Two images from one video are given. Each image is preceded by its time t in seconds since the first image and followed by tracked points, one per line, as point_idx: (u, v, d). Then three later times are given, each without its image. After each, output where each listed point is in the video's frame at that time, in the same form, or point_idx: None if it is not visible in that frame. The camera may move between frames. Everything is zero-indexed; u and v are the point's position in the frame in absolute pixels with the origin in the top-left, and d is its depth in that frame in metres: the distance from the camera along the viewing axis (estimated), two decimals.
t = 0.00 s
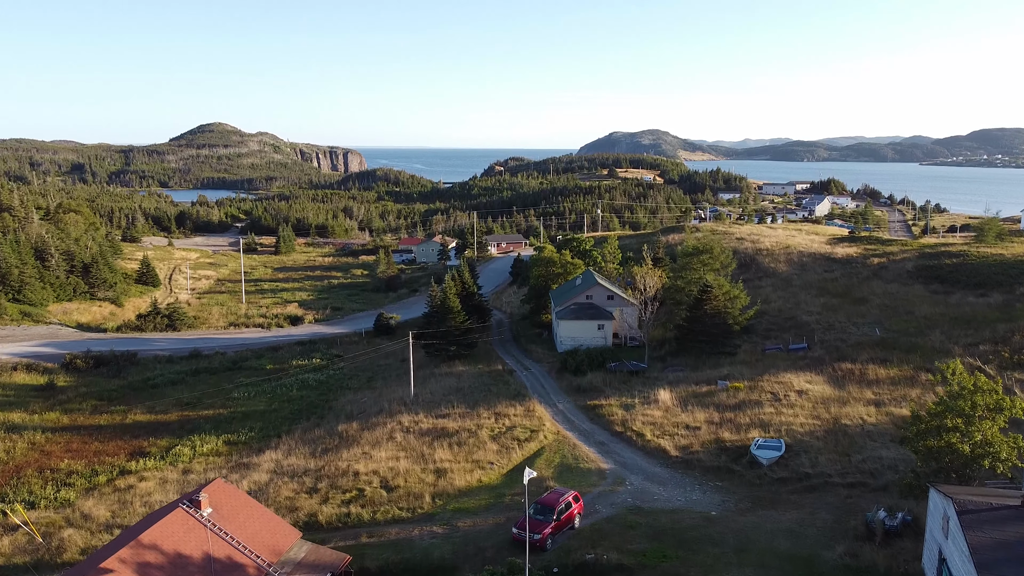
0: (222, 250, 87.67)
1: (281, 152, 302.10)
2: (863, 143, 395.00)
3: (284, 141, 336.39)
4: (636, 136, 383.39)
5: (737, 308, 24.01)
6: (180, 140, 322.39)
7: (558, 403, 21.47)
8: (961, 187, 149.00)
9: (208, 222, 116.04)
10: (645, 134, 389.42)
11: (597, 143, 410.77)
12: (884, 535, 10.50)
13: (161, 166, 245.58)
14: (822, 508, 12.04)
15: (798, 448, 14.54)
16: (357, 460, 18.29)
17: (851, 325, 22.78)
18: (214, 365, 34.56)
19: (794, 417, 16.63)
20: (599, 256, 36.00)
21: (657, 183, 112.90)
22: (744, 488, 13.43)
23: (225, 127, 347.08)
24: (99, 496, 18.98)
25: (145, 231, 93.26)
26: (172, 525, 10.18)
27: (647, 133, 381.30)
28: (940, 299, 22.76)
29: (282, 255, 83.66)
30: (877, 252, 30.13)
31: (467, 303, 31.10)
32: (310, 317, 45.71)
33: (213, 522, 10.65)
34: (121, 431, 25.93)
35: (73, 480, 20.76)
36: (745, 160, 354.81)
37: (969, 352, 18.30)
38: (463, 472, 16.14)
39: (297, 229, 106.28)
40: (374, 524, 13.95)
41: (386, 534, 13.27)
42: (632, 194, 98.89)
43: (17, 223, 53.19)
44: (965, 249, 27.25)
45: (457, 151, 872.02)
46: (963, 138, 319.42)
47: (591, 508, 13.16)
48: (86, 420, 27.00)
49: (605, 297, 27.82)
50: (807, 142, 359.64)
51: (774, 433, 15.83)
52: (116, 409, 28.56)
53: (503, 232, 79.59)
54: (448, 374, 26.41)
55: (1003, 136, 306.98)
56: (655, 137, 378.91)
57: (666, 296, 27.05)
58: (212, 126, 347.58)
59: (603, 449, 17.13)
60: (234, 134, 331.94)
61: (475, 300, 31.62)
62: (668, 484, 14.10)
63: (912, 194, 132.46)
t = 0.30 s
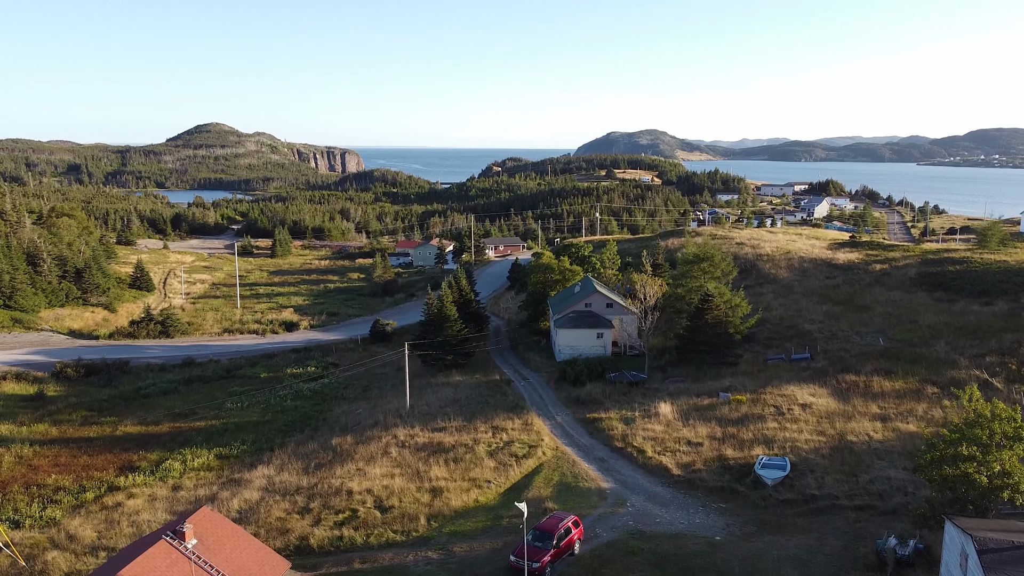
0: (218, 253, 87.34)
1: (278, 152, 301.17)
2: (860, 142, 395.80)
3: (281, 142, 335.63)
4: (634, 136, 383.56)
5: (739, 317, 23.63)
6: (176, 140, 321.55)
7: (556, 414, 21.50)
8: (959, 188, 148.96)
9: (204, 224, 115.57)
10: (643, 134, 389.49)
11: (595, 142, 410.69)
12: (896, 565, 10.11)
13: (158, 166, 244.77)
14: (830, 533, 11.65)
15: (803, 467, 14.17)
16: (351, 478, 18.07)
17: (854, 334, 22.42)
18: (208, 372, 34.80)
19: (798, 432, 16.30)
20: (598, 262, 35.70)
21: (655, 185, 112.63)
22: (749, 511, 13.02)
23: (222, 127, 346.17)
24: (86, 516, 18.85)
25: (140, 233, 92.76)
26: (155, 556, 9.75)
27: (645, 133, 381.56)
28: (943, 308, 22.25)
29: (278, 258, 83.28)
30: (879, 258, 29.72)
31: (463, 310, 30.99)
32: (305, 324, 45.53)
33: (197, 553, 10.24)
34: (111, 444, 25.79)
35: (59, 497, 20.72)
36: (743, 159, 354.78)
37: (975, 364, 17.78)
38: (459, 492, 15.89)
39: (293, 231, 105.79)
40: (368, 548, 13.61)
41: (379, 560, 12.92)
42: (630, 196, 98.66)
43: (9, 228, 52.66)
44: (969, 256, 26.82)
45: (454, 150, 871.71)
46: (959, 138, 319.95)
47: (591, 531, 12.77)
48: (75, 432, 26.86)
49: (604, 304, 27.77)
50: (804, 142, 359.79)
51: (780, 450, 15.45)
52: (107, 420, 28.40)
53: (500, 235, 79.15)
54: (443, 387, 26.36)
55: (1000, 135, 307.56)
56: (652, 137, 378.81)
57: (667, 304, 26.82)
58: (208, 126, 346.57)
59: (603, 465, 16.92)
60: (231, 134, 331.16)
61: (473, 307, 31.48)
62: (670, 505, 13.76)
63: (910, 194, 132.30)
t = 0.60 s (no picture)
0: (205, 256, 86.32)
1: (267, 152, 299.01)
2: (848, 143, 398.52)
3: (270, 142, 333.34)
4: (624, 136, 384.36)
5: (731, 325, 23.76)
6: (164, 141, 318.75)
7: (548, 428, 22.04)
8: (946, 188, 149.98)
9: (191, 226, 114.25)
10: (633, 134, 390.82)
11: (585, 142, 411.44)
12: None
13: (145, 167, 242.34)
14: (831, 560, 11.28)
15: (802, 485, 13.84)
16: (337, 497, 17.70)
17: (848, 343, 22.26)
18: (192, 382, 34.51)
19: (794, 448, 16.12)
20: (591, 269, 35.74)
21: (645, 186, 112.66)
22: (748, 535, 12.63)
23: (211, 127, 343.41)
24: (62, 537, 18.21)
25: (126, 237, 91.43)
26: None
27: (635, 133, 382.75)
28: (938, 316, 21.98)
29: (267, 261, 82.48)
30: (871, 264, 29.59)
31: (452, 319, 32.02)
32: (293, 334, 45.23)
33: None
34: (91, 458, 25.11)
35: (35, 517, 20.03)
36: (732, 160, 356.29)
37: (973, 374, 17.53)
38: (448, 513, 15.57)
39: (282, 234, 104.83)
40: None
41: None
42: (621, 198, 98.69)
43: None
44: (962, 262, 26.66)
45: (445, 151, 870.36)
46: (946, 138, 322.83)
47: (584, 557, 12.35)
48: (55, 447, 26.18)
49: (596, 313, 28.16)
50: (793, 142, 361.80)
51: (777, 468, 15.16)
52: (87, 433, 27.71)
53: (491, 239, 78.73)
54: (432, 403, 26.26)
55: (986, 135, 310.41)
56: (642, 137, 379.82)
57: (660, 312, 26.75)
58: (197, 127, 343.68)
59: (596, 483, 16.62)
60: (219, 134, 328.79)
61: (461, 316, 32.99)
62: (665, 527, 13.46)
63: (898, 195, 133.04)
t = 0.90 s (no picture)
0: (185, 260, 84.86)
1: (249, 153, 295.44)
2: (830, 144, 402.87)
3: (252, 142, 329.48)
4: (608, 136, 385.49)
5: (719, 334, 24.15)
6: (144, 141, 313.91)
7: (535, 441, 22.02)
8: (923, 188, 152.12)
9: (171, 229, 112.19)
10: (617, 134, 392.10)
11: (570, 143, 412.22)
12: None
13: (125, 167, 238.45)
14: None
15: (793, 505, 13.55)
16: (317, 517, 17.11)
17: (836, 351, 22.30)
18: (170, 393, 33.64)
19: (784, 464, 15.94)
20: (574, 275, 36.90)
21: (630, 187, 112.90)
22: (741, 560, 12.31)
23: (191, 127, 338.88)
24: (28, 563, 17.38)
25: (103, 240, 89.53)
26: None
27: (619, 133, 384.44)
28: (925, 324, 21.91)
29: (248, 265, 81.31)
30: (857, 269, 29.60)
31: (435, 326, 32.79)
32: (273, 342, 44.28)
33: None
34: (62, 476, 24.18)
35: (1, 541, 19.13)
36: (715, 160, 358.90)
37: (962, 385, 17.41)
38: (432, 535, 15.10)
39: (263, 237, 103.34)
40: None
41: None
42: (605, 200, 98.95)
43: None
44: (948, 267, 26.64)
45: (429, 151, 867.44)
46: (924, 138, 327.96)
47: None
48: (24, 463, 25.21)
49: (581, 320, 29.28)
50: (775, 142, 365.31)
51: (767, 484, 14.96)
52: (60, 448, 26.77)
53: (475, 242, 78.21)
54: (415, 418, 25.88)
55: (962, 134, 315.84)
56: (626, 138, 381.41)
57: (646, 320, 26.81)
58: (177, 127, 338.73)
59: (583, 502, 16.29)
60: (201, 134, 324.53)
61: (444, 324, 34.23)
62: (654, 549, 13.16)
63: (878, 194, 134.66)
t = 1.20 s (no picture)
0: (162, 264, 83.08)
1: (228, 153, 291.29)
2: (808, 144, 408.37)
3: (232, 142, 325.10)
4: (591, 136, 387.14)
5: (704, 342, 24.48)
6: (121, 141, 308.21)
7: (519, 457, 21.83)
8: (899, 188, 154.48)
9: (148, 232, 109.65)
10: (600, 134, 393.91)
11: (553, 143, 412.86)
12: None
13: (101, 167, 233.69)
14: None
15: (784, 525, 13.28)
16: (294, 540, 16.44)
17: (822, 360, 22.44)
18: (144, 405, 32.67)
19: (773, 481, 15.73)
20: (558, 282, 39.00)
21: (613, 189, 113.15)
22: None
23: (169, 127, 333.66)
24: None
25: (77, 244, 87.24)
26: None
27: (601, 133, 386.29)
28: (910, 331, 21.89)
29: (227, 269, 79.86)
30: (841, 275, 29.71)
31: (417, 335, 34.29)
32: (252, 350, 43.31)
33: None
34: (28, 495, 23.16)
35: None
36: (696, 159, 361.63)
37: (950, 396, 17.38)
38: (413, 559, 14.55)
39: (242, 240, 101.57)
40: None
41: None
42: (588, 202, 99.19)
43: None
44: (931, 273, 26.70)
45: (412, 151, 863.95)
46: (899, 137, 333.51)
47: None
48: None
49: (564, 329, 31.04)
50: (755, 141, 369.08)
51: (757, 503, 14.74)
52: (27, 465, 25.71)
53: (457, 246, 77.65)
54: (397, 433, 25.43)
55: (936, 134, 321.92)
56: (609, 138, 383.19)
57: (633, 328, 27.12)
58: (157, 127, 333.15)
59: (568, 522, 15.83)
60: (180, 134, 319.64)
61: (425, 332, 35.46)
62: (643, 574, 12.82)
63: (856, 195, 136.38)
